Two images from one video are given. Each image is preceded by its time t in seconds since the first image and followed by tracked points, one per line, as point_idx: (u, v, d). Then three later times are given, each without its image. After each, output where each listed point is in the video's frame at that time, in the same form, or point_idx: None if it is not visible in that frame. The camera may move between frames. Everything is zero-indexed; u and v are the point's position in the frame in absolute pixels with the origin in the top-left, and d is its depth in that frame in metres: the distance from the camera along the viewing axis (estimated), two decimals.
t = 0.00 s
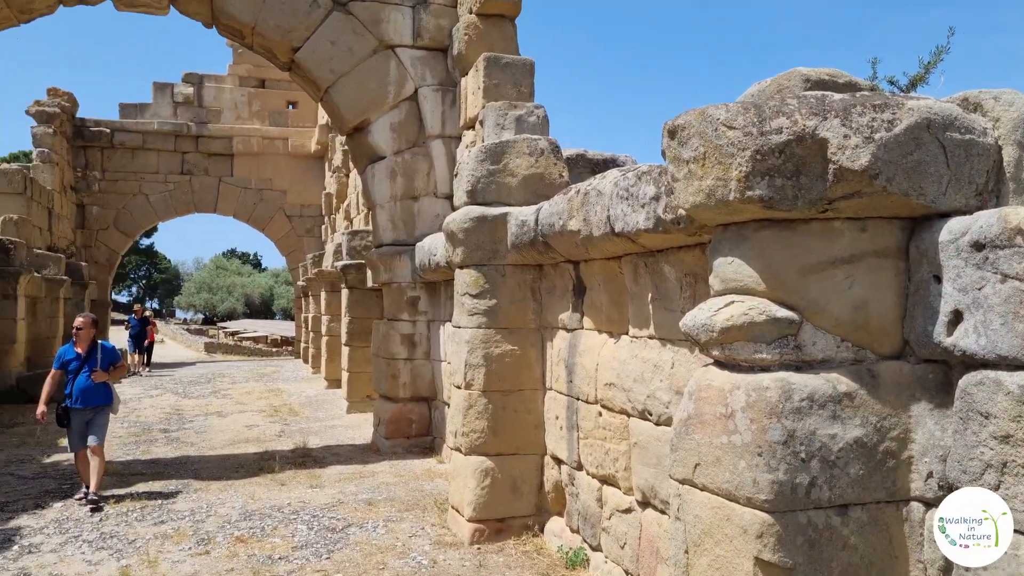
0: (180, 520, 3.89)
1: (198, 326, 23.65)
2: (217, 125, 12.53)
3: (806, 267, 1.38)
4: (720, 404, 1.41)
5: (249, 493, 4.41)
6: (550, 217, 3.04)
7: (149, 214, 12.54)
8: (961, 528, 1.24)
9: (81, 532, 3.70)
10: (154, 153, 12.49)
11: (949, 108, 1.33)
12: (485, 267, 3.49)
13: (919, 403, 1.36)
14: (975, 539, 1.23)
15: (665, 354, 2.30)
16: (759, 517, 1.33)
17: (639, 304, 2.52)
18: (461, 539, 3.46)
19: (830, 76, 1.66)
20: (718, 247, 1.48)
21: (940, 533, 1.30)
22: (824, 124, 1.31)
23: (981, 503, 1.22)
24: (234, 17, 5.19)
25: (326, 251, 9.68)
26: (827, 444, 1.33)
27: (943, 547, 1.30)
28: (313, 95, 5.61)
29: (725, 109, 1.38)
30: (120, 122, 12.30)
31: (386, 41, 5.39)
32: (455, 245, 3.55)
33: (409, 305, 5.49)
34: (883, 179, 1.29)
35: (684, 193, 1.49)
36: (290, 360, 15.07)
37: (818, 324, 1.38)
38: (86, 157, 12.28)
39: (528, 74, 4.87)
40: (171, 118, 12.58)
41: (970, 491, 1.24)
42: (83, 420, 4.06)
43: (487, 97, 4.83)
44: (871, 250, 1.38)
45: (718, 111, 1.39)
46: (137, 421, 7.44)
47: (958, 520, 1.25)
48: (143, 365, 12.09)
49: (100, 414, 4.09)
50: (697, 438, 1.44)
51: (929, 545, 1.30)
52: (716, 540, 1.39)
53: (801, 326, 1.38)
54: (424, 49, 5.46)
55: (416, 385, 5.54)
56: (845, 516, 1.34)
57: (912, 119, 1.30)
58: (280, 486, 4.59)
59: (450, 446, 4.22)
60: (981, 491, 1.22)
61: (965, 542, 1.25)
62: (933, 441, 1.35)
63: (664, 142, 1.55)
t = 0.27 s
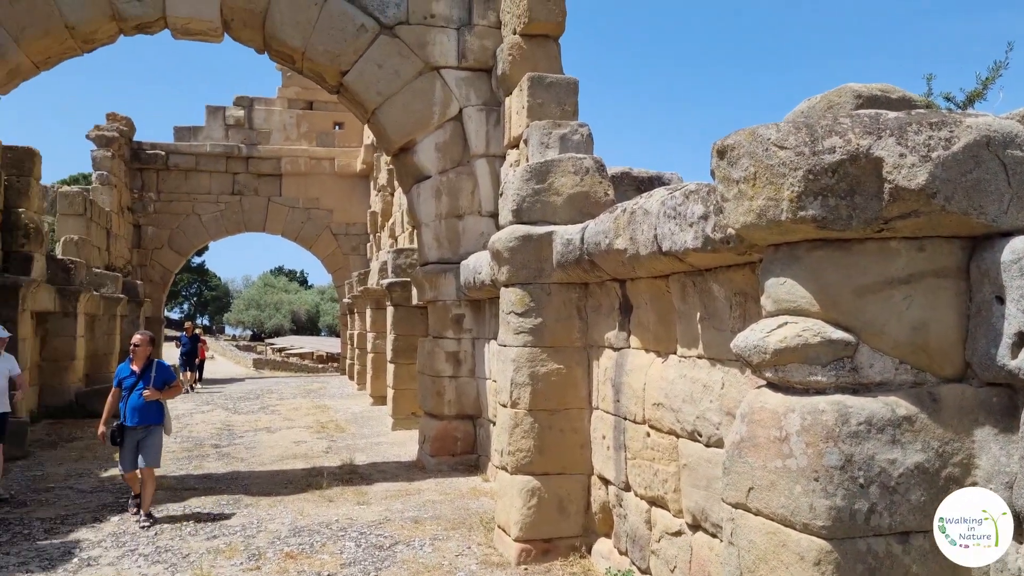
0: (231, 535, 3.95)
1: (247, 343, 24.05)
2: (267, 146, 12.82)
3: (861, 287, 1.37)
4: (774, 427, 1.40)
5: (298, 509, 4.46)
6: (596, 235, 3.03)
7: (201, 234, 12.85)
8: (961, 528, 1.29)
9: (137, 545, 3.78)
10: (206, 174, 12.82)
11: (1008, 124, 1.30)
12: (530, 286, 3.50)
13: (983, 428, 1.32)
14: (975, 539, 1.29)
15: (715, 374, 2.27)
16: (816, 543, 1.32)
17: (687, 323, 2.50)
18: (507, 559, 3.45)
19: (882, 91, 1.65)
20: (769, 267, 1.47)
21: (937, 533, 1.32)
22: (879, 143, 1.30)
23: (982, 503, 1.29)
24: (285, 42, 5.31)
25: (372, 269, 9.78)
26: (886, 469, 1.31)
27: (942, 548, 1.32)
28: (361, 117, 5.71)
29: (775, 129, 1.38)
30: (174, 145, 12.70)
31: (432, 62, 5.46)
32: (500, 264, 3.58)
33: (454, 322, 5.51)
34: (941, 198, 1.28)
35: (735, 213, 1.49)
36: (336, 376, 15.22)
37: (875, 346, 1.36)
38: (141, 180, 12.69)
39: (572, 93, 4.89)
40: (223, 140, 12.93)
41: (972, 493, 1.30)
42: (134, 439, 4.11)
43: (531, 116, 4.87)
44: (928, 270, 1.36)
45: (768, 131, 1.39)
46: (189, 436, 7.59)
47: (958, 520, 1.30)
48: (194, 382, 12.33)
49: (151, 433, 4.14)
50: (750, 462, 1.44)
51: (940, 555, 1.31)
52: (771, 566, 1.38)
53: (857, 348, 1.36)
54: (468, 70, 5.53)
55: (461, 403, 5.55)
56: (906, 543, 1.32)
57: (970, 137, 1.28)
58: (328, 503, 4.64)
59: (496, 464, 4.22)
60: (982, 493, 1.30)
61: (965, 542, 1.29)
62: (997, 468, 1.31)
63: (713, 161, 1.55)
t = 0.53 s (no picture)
0: (272, 558, 3.98)
1: (286, 365, 24.34)
2: (306, 171, 13.05)
3: (910, 313, 1.36)
4: (823, 457, 1.39)
5: (337, 533, 4.48)
6: (635, 259, 3.03)
7: (242, 257, 13.08)
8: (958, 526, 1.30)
9: (180, 567, 3.83)
10: (248, 200, 13.08)
11: None
12: (569, 310, 3.52)
13: None
14: (975, 539, 1.29)
15: (758, 400, 2.25)
16: None
17: (728, 346, 2.48)
18: None
19: (927, 113, 1.65)
20: (815, 293, 1.47)
21: (937, 533, 1.30)
22: (926, 168, 1.31)
23: (982, 504, 1.29)
24: (326, 71, 5.42)
25: (409, 292, 9.84)
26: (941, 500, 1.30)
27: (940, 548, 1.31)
28: (399, 142, 5.78)
29: (819, 154, 1.38)
30: (217, 171, 12.98)
31: (469, 88, 5.53)
32: (539, 287, 3.60)
33: (491, 345, 5.53)
34: (993, 223, 1.27)
35: (778, 239, 1.49)
36: (372, 399, 15.31)
37: (927, 374, 1.35)
38: (186, 206, 13.00)
39: (608, 117, 4.90)
40: (265, 166, 13.20)
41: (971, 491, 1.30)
42: (172, 464, 4.06)
43: (567, 140, 4.91)
44: (980, 296, 1.35)
45: (811, 156, 1.40)
46: (231, 458, 7.68)
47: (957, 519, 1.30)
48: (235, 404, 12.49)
49: (189, 458, 4.08)
50: (798, 492, 1.43)
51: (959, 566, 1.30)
52: None
53: (908, 376, 1.34)
54: (505, 95, 5.58)
55: (498, 427, 5.54)
56: None
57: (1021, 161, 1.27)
58: (366, 526, 4.65)
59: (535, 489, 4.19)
60: (983, 493, 1.29)
61: (965, 541, 1.30)
62: None
63: (755, 187, 1.55)
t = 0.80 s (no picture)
0: None
1: (322, 393, 24.51)
2: (344, 201, 13.26)
3: (964, 346, 1.46)
4: (877, 493, 1.49)
5: (376, 563, 4.48)
6: (675, 288, 3.01)
7: (281, 286, 13.25)
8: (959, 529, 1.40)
9: None
10: (287, 230, 13.31)
11: None
12: (609, 339, 3.52)
13: None
14: (975, 539, 1.39)
15: (806, 433, 2.21)
16: None
17: (770, 376, 2.46)
18: None
19: (976, 139, 1.67)
20: (866, 323, 1.57)
21: (937, 534, 1.41)
22: (977, 198, 1.39)
23: (981, 504, 1.39)
24: (366, 104, 5.52)
25: (445, 320, 9.88)
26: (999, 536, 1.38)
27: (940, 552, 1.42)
28: (437, 173, 5.85)
29: (866, 185, 1.50)
30: (257, 202, 13.18)
31: (505, 119, 5.58)
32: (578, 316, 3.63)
33: (529, 374, 5.53)
34: None
35: (825, 267, 1.60)
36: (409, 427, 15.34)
37: (982, 409, 1.44)
38: (227, 236, 13.26)
39: (646, 146, 4.91)
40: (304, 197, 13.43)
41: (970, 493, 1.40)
42: (199, 500, 4.04)
43: (604, 169, 4.92)
44: None
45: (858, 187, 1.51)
46: (269, 486, 7.74)
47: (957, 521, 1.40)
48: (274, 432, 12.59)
49: (217, 494, 4.08)
50: (851, 528, 1.53)
51: (961, 566, 1.39)
52: None
53: (962, 411, 1.44)
54: (541, 125, 5.62)
55: (536, 456, 5.50)
56: None
57: None
58: (405, 557, 4.65)
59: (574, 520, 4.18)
60: (982, 493, 1.39)
61: (965, 541, 1.39)
62: None
63: (801, 217, 1.67)
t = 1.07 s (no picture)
0: None
1: (355, 421, 24.62)
2: (376, 230, 13.40)
3: (1016, 376, 1.48)
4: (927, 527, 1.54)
5: None
6: (712, 316, 2.98)
7: (315, 315, 13.42)
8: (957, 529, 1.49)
9: None
10: (320, 259, 13.49)
11: None
12: (643, 368, 3.54)
13: None
14: (975, 539, 1.46)
15: (851, 466, 2.17)
16: None
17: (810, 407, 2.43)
18: None
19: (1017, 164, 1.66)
20: (913, 354, 1.61)
21: (939, 534, 1.52)
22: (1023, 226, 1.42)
23: (982, 505, 1.48)
24: (399, 136, 5.59)
25: (477, 349, 9.88)
26: None
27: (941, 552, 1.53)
28: (469, 203, 5.89)
29: (909, 213, 1.52)
30: (292, 232, 13.44)
31: (537, 148, 5.62)
32: (613, 344, 3.65)
33: (562, 403, 5.51)
34: None
35: (869, 296, 1.64)
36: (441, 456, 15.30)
37: None
38: (262, 265, 13.46)
39: (678, 172, 4.94)
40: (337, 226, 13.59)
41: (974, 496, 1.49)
42: (221, 530, 4.03)
43: (636, 197, 4.91)
44: None
45: (901, 215, 1.54)
46: (303, 515, 7.76)
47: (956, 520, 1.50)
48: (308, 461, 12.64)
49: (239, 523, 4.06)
50: (901, 563, 1.56)
51: (963, 565, 1.47)
52: None
53: (1014, 442, 1.47)
54: (573, 154, 5.65)
55: (570, 487, 5.45)
56: None
57: None
58: None
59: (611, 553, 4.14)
60: (983, 495, 1.48)
61: (965, 541, 1.47)
62: None
63: (842, 245, 1.71)
